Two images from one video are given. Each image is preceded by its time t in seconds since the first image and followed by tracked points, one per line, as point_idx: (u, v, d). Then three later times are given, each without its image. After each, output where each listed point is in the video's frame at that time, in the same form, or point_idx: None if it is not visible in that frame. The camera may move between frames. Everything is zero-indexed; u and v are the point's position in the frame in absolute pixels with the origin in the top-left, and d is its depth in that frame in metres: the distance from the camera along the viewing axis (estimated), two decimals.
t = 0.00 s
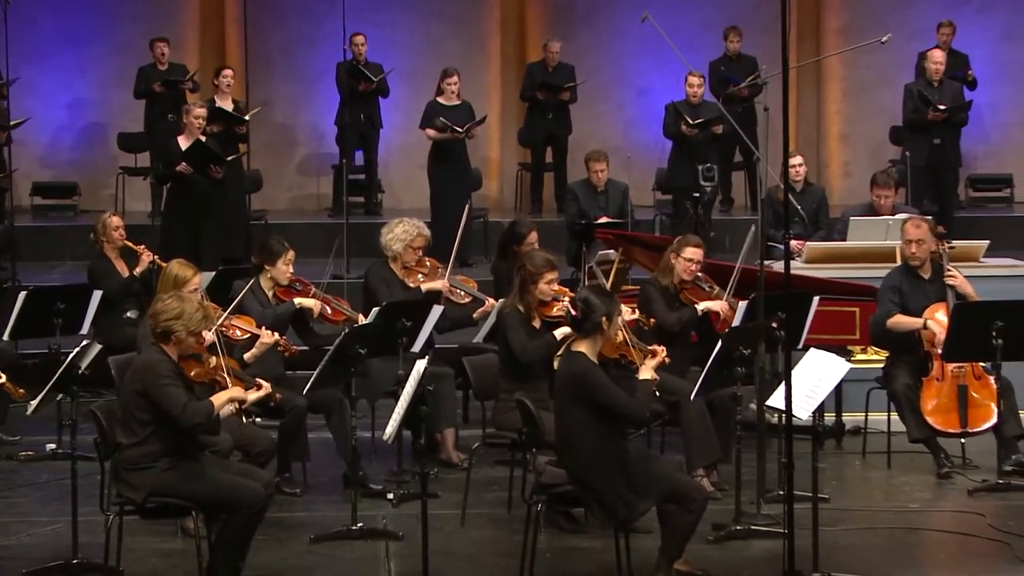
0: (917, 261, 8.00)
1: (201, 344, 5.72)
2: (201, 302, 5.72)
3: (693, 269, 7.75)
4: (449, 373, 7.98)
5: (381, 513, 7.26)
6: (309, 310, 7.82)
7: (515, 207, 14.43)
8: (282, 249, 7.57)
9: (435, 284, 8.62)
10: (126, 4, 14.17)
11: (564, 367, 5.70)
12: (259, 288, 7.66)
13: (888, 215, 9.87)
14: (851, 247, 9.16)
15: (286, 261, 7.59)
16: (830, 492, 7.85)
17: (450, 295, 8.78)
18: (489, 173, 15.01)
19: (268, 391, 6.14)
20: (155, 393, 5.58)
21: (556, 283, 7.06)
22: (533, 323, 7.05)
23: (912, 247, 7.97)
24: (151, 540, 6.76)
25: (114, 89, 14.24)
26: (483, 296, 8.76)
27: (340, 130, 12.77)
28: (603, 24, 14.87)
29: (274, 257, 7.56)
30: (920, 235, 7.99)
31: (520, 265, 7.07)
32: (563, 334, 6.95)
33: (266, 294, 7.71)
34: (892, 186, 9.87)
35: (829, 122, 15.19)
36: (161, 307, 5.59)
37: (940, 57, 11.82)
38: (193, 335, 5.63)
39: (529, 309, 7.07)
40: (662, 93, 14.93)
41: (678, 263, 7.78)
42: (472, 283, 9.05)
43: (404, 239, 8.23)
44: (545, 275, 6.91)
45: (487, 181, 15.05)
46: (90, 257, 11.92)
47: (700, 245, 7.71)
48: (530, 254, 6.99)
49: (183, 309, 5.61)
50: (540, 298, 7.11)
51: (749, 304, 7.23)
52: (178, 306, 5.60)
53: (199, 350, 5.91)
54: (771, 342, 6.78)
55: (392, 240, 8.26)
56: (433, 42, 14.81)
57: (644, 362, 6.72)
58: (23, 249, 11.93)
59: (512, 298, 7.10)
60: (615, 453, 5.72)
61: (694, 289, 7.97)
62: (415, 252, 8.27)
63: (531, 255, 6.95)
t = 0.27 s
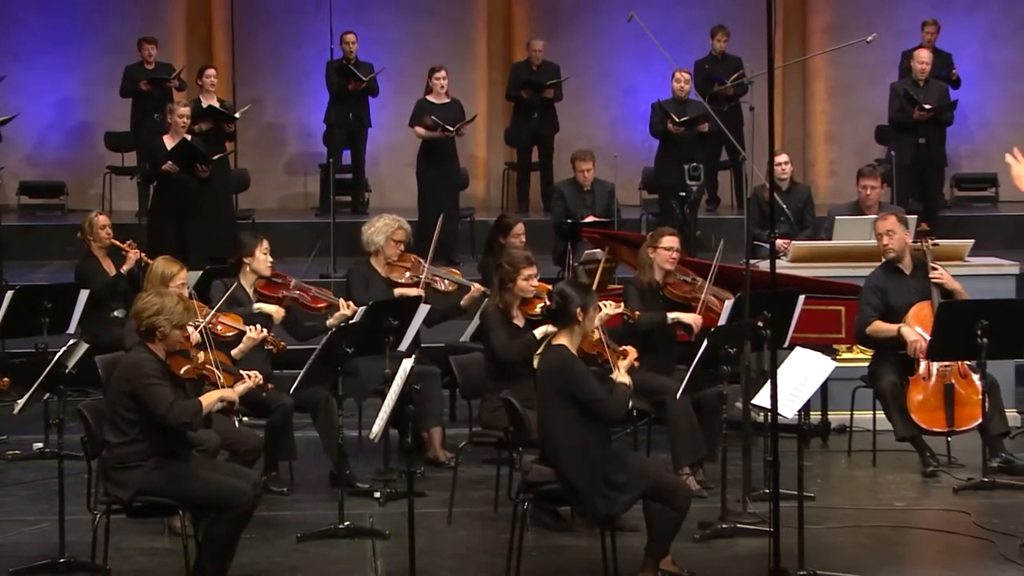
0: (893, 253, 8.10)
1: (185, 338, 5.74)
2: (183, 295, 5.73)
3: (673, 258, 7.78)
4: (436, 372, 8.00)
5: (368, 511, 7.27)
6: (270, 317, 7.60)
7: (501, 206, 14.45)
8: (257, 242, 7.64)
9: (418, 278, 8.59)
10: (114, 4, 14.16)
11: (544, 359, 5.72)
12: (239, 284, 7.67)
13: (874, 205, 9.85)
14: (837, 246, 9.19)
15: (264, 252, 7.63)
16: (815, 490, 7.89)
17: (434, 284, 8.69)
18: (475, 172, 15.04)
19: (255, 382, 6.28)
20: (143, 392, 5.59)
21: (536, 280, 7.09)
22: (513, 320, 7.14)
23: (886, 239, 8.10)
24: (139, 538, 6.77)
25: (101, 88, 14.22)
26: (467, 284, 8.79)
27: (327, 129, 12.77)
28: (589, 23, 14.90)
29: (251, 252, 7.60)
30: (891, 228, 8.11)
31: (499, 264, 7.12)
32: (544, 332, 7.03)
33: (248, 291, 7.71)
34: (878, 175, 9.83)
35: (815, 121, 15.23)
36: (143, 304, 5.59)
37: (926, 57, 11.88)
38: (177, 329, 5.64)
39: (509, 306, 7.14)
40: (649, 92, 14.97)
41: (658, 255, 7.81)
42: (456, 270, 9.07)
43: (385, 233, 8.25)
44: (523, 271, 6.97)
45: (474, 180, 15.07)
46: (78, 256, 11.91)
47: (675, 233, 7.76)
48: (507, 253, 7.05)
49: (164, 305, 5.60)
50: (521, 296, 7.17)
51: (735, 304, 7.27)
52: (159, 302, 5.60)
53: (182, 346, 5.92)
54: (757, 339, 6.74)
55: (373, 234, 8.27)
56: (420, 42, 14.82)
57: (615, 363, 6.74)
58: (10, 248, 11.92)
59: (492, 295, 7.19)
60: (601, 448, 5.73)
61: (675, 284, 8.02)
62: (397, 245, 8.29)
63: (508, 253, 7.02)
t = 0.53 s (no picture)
0: (878, 254, 8.13)
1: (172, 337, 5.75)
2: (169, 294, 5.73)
3: (646, 256, 7.87)
4: (422, 372, 8.02)
5: (354, 511, 7.28)
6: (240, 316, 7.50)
7: (487, 207, 14.47)
8: (231, 241, 7.60)
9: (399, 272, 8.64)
10: (100, 4, 14.16)
11: (534, 352, 5.74)
12: (219, 284, 7.64)
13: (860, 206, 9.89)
14: (822, 246, 9.21)
15: (241, 249, 7.60)
16: (800, 489, 7.92)
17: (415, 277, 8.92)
18: (461, 172, 15.06)
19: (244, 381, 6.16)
20: (129, 392, 5.58)
21: (518, 279, 7.08)
22: (497, 320, 7.18)
23: (870, 241, 8.13)
24: (126, 538, 6.77)
25: (87, 89, 14.21)
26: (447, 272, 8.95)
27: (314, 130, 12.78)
28: (575, 24, 14.92)
29: (228, 250, 7.58)
30: (874, 229, 8.14)
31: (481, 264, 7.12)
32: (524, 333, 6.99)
33: (229, 290, 7.68)
34: (863, 177, 9.89)
35: (800, 122, 15.28)
36: (130, 304, 5.59)
37: (911, 59, 11.93)
38: (164, 328, 5.65)
39: (492, 305, 7.19)
40: (634, 93, 15.00)
41: (630, 256, 7.90)
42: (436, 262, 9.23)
43: (362, 232, 8.23)
44: (504, 269, 6.94)
45: (460, 180, 15.10)
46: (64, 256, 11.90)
47: (645, 231, 7.86)
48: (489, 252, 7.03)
49: (151, 305, 5.62)
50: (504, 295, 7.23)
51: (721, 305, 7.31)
52: (146, 302, 5.61)
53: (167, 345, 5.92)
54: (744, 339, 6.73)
55: (351, 233, 8.26)
56: (406, 42, 14.84)
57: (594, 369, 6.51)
58: None
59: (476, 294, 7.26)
60: (588, 441, 5.75)
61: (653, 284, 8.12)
62: (375, 243, 8.27)
63: (490, 252, 6.99)
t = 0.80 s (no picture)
0: (869, 255, 8.16)
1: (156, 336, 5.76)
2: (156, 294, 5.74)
3: (621, 257, 7.86)
4: (408, 372, 8.03)
5: (340, 511, 7.29)
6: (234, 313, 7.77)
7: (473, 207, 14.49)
8: (208, 242, 7.59)
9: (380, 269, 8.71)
10: (86, 4, 14.14)
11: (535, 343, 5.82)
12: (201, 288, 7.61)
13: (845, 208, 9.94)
14: (806, 247, 9.25)
15: (217, 251, 7.57)
16: (785, 489, 7.95)
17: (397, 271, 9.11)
18: (447, 172, 15.08)
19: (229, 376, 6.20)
20: (115, 389, 5.59)
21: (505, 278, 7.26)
22: (483, 321, 7.23)
23: (863, 241, 8.15)
24: (111, 538, 6.77)
25: (73, 89, 14.18)
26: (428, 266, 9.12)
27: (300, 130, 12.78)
28: (560, 24, 14.95)
29: (205, 252, 7.56)
30: (868, 229, 8.16)
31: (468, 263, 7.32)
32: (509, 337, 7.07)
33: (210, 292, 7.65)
34: (849, 178, 9.93)
35: (786, 122, 15.33)
36: (115, 302, 5.60)
37: (896, 59, 11.98)
38: (150, 326, 5.66)
39: (478, 306, 7.26)
40: (620, 93, 15.03)
41: (605, 258, 7.86)
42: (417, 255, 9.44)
43: (337, 235, 8.24)
44: (489, 268, 7.15)
45: (446, 181, 15.12)
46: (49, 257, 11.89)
47: (619, 232, 7.86)
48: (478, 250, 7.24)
49: (137, 303, 5.62)
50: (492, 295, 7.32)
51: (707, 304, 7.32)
52: (131, 300, 5.62)
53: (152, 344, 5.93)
54: (728, 340, 6.79)
55: (326, 238, 8.27)
56: (392, 43, 14.84)
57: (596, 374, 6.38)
58: None
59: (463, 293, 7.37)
60: (576, 440, 5.76)
61: (625, 285, 8.17)
62: (350, 244, 8.25)
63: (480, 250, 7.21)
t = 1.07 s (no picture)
0: (856, 258, 8.17)
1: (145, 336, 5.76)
2: (145, 294, 5.75)
3: (605, 257, 7.89)
4: (395, 373, 8.03)
5: (326, 511, 7.29)
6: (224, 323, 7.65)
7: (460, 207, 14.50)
8: (189, 244, 7.59)
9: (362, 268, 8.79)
10: (73, 4, 14.12)
11: (545, 344, 5.82)
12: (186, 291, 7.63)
13: (830, 209, 9.97)
14: (793, 247, 9.28)
15: (198, 254, 7.58)
16: (771, 489, 7.97)
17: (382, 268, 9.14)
18: (434, 173, 15.09)
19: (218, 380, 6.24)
20: (102, 389, 5.59)
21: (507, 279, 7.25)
22: (480, 322, 7.28)
23: (851, 243, 8.17)
24: (98, 539, 6.76)
25: (59, 89, 14.16)
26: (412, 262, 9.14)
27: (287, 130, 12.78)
28: (547, 24, 14.97)
29: (186, 255, 7.57)
30: (858, 232, 8.18)
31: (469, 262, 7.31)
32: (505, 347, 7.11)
33: (195, 296, 7.69)
34: (834, 181, 9.94)
35: (772, 123, 15.37)
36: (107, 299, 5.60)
37: (883, 60, 12.01)
38: (140, 325, 5.66)
39: (478, 306, 7.31)
40: (607, 93, 15.05)
41: (589, 259, 7.87)
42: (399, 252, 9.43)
43: (316, 237, 8.22)
44: (493, 267, 7.14)
45: (433, 181, 15.14)
46: (35, 257, 11.87)
47: (603, 234, 7.90)
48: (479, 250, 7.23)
49: (128, 301, 5.63)
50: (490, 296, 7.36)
51: (693, 304, 7.32)
52: (122, 299, 5.62)
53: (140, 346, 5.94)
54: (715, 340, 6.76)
55: (306, 242, 8.26)
56: (379, 43, 14.84)
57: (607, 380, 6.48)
58: None
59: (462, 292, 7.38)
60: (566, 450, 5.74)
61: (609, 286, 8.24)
62: (331, 246, 8.23)
63: (482, 250, 7.19)
